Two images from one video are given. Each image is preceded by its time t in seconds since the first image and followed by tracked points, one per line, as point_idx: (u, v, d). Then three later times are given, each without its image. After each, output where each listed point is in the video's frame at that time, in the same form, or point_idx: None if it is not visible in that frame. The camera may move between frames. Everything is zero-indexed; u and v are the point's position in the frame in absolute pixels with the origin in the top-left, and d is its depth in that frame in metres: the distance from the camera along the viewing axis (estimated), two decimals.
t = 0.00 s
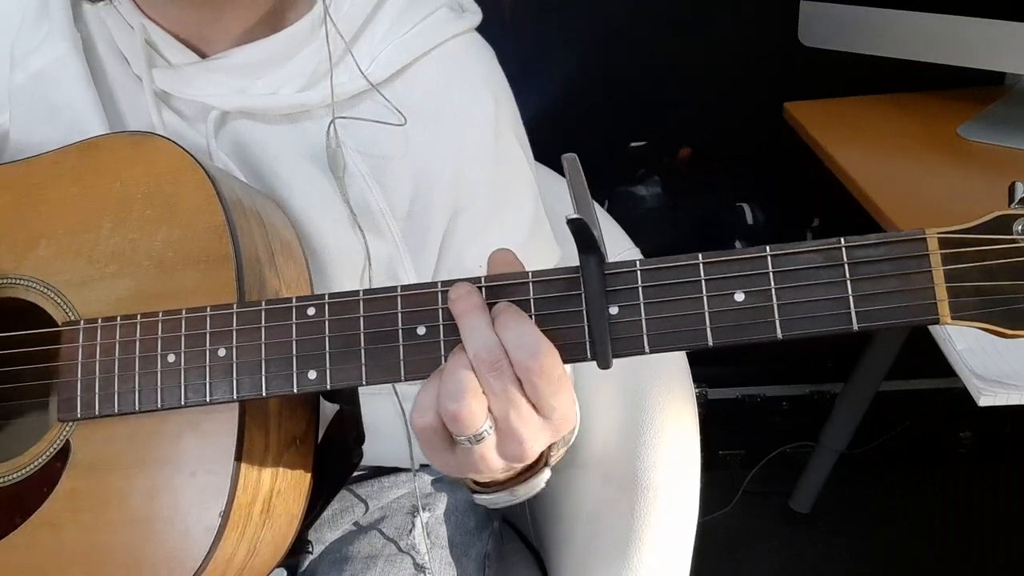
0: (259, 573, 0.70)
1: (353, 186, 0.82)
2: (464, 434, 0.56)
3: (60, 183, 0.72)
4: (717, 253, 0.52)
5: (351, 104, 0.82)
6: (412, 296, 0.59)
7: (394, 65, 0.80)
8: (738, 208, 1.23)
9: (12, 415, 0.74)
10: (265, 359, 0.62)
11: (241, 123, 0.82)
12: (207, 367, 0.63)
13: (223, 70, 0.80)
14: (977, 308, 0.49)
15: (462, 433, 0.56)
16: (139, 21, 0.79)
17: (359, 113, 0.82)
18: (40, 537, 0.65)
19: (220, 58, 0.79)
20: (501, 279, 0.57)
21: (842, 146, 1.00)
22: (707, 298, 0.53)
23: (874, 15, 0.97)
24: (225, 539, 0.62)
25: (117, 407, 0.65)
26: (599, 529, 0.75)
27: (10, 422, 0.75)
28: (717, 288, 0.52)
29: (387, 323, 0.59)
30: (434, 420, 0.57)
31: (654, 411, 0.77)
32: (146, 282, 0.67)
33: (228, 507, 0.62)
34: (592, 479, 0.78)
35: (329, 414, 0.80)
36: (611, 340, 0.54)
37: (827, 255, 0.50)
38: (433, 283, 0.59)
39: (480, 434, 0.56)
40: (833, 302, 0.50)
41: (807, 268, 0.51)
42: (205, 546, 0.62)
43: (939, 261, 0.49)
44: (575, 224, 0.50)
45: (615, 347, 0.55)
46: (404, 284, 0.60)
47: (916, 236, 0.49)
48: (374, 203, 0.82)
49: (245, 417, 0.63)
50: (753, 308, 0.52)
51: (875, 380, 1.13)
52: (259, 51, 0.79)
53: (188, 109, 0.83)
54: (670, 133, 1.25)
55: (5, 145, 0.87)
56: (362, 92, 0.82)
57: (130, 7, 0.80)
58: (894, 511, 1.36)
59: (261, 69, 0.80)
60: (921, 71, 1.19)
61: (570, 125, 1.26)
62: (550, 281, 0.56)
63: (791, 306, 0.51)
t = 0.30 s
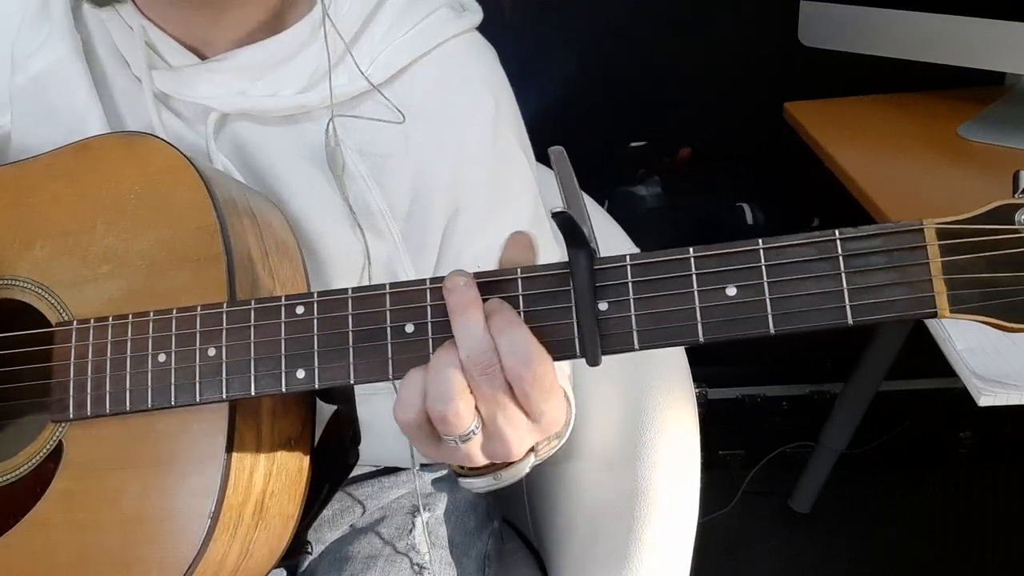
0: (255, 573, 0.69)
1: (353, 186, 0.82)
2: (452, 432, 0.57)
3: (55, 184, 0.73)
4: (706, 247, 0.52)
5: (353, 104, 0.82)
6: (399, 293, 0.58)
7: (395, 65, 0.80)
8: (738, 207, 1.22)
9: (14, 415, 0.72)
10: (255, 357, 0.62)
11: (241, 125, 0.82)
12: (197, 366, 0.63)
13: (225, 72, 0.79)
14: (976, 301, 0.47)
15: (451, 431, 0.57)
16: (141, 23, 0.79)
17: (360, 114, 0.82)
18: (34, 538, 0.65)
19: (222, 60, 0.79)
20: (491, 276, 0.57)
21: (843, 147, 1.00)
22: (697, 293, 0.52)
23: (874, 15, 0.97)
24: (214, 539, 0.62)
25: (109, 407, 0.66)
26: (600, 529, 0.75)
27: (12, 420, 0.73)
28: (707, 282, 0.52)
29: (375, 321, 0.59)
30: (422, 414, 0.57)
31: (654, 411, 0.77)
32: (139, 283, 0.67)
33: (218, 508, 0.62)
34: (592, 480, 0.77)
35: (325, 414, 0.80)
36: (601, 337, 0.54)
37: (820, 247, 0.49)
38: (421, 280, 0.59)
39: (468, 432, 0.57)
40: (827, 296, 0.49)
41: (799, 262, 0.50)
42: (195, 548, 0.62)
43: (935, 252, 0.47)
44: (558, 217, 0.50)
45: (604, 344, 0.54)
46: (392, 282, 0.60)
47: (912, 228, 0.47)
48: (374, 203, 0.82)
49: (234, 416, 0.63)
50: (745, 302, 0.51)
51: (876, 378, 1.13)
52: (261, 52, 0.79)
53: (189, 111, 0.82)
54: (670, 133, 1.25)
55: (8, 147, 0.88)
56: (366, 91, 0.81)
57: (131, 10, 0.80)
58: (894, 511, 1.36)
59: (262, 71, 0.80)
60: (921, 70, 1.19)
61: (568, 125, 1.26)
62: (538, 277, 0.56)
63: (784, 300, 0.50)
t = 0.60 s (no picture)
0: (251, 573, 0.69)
1: (349, 186, 0.81)
2: (440, 424, 0.57)
3: (50, 185, 0.73)
4: (696, 238, 0.52)
5: (354, 101, 0.83)
6: (391, 288, 0.58)
7: (394, 62, 0.81)
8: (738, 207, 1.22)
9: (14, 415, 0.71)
10: (248, 354, 0.62)
11: (239, 127, 0.82)
12: (191, 364, 0.63)
13: (223, 75, 0.79)
14: (968, 287, 0.46)
15: (439, 423, 0.57)
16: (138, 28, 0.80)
17: (361, 109, 0.83)
18: (30, 539, 0.65)
19: (219, 62, 0.79)
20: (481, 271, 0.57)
21: (842, 147, 1.00)
22: (688, 283, 0.52)
23: (874, 15, 0.97)
24: (209, 539, 0.62)
25: (104, 406, 0.66)
26: (599, 529, 0.75)
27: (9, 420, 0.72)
28: (697, 273, 0.52)
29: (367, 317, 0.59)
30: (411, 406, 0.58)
31: (654, 411, 0.77)
32: (133, 282, 0.67)
33: (212, 505, 0.62)
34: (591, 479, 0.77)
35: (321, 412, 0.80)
36: (591, 331, 0.54)
37: (810, 236, 0.49)
38: (413, 275, 0.59)
39: (455, 425, 0.58)
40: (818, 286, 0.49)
41: (789, 252, 0.50)
42: (190, 547, 0.62)
43: (925, 239, 0.47)
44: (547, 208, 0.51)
45: (595, 336, 0.54)
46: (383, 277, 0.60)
47: (902, 215, 0.47)
48: (372, 203, 0.81)
49: (228, 416, 0.63)
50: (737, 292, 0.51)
51: (876, 378, 1.13)
52: (257, 53, 0.79)
53: (186, 113, 0.83)
54: (669, 133, 1.25)
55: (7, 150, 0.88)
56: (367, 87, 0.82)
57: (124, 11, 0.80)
58: (894, 512, 1.36)
59: (260, 73, 0.80)
60: (921, 70, 1.19)
61: (566, 126, 1.26)
62: (529, 270, 0.56)
63: (774, 290, 0.50)
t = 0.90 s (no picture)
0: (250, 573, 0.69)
1: (345, 186, 0.81)
2: (444, 426, 0.57)
3: (48, 186, 0.73)
4: (694, 238, 0.52)
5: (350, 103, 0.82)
6: (390, 288, 0.58)
7: (391, 62, 0.81)
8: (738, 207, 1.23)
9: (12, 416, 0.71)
10: (247, 355, 0.62)
11: (236, 129, 0.82)
12: (190, 364, 0.63)
13: (222, 76, 0.79)
14: (964, 286, 0.47)
15: (443, 425, 0.57)
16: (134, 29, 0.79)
17: (357, 111, 0.82)
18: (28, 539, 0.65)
19: (217, 64, 0.79)
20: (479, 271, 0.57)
21: (842, 146, 1.00)
22: (686, 283, 0.52)
23: (874, 15, 0.97)
24: (207, 538, 0.62)
25: (102, 407, 0.66)
26: (598, 528, 0.75)
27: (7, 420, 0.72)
28: (695, 273, 0.52)
29: (366, 317, 0.59)
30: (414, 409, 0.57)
31: (654, 411, 0.77)
32: (131, 282, 0.67)
33: (211, 506, 0.62)
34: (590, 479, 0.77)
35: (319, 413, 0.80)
36: (589, 330, 0.54)
37: (808, 235, 0.49)
38: (411, 275, 0.59)
39: (461, 426, 0.57)
40: (815, 285, 0.49)
41: (786, 251, 0.50)
42: (189, 547, 0.62)
43: (922, 237, 0.47)
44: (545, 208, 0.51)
45: (593, 335, 0.54)
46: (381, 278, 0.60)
47: (900, 214, 0.47)
48: (369, 203, 0.81)
49: (227, 416, 0.63)
50: (735, 291, 0.51)
51: (875, 378, 1.13)
52: (253, 55, 0.78)
53: (182, 115, 0.82)
54: (668, 133, 1.25)
55: (5, 151, 0.88)
56: (365, 88, 0.82)
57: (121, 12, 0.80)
58: (895, 513, 1.35)
59: (257, 75, 0.80)
60: (921, 70, 1.19)
61: (565, 126, 1.26)
62: (527, 270, 0.56)
63: (771, 289, 0.50)
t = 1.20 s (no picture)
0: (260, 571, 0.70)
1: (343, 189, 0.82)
2: (465, 419, 0.56)
3: (58, 185, 0.73)
4: (707, 241, 0.52)
5: (348, 106, 0.83)
6: (405, 289, 0.59)
7: (386, 66, 0.81)
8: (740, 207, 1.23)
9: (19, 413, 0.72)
10: (260, 354, 0.62)
11: (235, 129, 0.82)
12: (202, 363, 0.64)
13: (220, 76, 0.79)
14: (969, 293, 0.47)
15: (463, 418, 0.56)
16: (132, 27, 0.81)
17: (353, 117, 0.83)
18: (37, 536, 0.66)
19: (215, 64, 0.79)
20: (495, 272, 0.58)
21: (842, 146, 1.00)
22: (698, 286, 0.52)
23: (874, 15, 0.97)
24: (221, 536, 0.62)
25: (112, 405, 0.66)
26: (599, 527, 0.75)
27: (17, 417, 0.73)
28: (708, 276, 0.52)
29: (381, 317, 0.59)
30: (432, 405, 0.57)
31: (654, 410, 0.77)
32: (143, 281, 0.68)
33: (223, 506, 0.62)
34: (591, 479, 0.78)
35: (325, 414, 0.80)
36: (604, 332, 0.54)
37: (816, 241, 0.49)
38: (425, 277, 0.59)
39: (481, 419, 0.56)
40: (824, 288, 0.49)
41: (796, 255, 0.50)
42: (202, 545, 0.62)
43: (928, 243, 0.47)
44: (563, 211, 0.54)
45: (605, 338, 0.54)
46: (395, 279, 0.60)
47: (906, 222, 0.48)
48: (365, 206, 0.82)
49: (240, 414, 0.63)
50: (747, 294, 0.51)
51: (875, 379, 1.13)
52: (251, 55, 0.79)
53: (181, 115, 0.82)
54: (671, 133, 1.25)
55: (9, 150, 0.88)
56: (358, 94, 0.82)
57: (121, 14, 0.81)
58: (894, 513, 1.36)
59: (252, 76, 0.80)
60: (921, 71, 1.19)
61: (568, 125, 1.26)
62: (540, 273, 0.56)
63: (785, 292, 0.50)
